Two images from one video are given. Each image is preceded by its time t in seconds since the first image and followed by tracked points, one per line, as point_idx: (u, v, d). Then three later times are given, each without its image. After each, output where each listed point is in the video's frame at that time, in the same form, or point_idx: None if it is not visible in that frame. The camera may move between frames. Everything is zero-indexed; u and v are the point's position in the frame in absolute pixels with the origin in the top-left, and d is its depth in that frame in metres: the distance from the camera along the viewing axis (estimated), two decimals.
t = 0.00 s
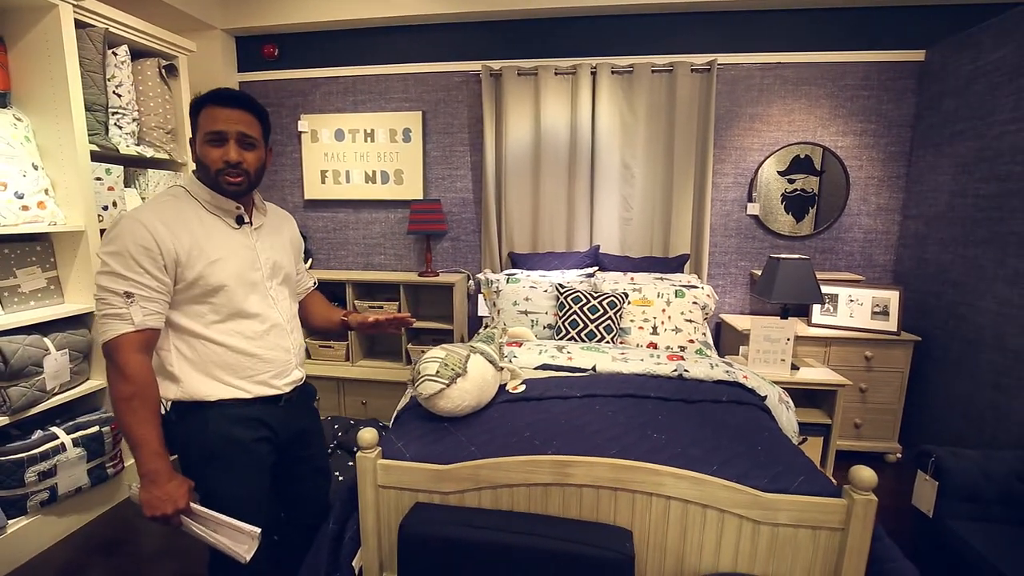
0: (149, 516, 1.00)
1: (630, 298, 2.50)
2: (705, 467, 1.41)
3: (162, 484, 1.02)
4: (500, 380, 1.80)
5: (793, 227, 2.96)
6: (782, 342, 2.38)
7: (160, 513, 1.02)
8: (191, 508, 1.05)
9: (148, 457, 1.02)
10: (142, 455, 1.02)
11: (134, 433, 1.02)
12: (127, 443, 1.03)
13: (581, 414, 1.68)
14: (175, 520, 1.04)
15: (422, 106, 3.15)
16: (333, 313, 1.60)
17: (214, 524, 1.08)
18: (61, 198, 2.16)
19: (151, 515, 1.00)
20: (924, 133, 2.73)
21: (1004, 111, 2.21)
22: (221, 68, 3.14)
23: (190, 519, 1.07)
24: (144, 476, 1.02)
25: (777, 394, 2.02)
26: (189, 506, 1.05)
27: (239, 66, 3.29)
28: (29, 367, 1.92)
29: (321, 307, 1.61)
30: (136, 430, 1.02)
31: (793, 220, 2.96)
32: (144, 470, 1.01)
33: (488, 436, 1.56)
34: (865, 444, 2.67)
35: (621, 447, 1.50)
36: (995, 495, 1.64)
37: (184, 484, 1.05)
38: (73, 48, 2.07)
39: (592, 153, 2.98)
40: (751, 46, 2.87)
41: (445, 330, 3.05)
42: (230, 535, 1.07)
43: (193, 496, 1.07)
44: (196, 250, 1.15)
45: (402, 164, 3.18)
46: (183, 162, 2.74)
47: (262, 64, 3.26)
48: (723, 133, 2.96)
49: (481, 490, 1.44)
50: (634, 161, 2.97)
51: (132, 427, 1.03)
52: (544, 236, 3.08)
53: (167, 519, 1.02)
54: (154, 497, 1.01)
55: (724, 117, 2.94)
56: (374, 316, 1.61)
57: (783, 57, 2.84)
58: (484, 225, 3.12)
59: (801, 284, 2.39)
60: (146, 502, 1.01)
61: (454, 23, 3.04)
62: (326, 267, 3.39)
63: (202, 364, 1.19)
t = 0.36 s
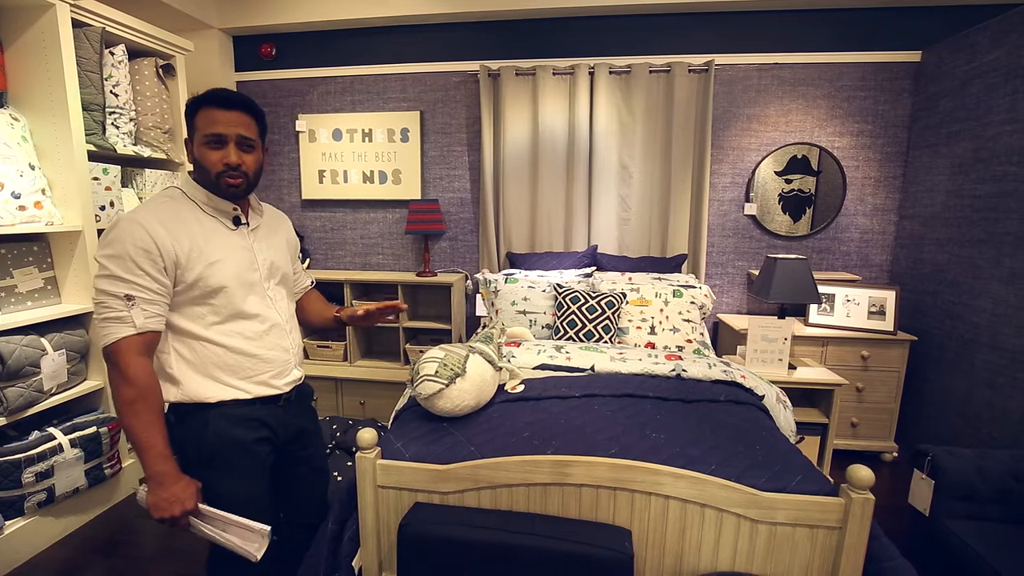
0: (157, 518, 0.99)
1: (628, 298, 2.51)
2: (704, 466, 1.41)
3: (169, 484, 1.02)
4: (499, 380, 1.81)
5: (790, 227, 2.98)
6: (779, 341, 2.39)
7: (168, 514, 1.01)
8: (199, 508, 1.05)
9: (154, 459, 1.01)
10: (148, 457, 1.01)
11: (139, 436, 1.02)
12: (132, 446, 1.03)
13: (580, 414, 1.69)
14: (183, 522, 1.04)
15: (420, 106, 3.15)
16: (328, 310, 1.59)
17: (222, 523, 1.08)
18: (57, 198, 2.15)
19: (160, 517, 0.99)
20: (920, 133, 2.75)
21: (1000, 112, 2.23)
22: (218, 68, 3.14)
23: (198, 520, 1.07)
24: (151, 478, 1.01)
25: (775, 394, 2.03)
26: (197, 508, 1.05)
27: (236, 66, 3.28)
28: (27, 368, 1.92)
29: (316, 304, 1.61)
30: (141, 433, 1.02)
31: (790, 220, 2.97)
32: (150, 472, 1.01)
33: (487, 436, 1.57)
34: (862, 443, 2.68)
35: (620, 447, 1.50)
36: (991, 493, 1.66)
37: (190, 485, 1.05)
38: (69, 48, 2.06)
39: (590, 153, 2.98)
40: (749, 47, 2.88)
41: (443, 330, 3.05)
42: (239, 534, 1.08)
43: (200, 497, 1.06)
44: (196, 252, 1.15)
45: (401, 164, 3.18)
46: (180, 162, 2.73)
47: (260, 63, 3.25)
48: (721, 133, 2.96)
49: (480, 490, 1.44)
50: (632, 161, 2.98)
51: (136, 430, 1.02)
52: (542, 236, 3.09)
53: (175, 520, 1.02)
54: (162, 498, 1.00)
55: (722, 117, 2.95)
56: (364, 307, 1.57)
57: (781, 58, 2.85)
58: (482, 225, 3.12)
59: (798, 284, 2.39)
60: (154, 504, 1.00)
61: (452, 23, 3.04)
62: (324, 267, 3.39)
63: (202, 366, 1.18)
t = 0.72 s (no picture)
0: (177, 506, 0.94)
1: (626, 299, 2.51)
2: (702, 468, 1.41)
3: (182, 472, 0.97)
4: (496, 382, 1.80)
5: (788, 228, 2.98)
6: (777, 342, 2.40)
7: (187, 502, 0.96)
8: (220, 491, 0.99)
9: (160, 450, 0.96)
10: (154, 450, 0.96)
11: (139, 433, 0.97)
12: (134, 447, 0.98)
13: (578, 416, 1.68)
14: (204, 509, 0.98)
15: (418, 106, 3.14)
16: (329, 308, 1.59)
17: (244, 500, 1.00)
18: (52, 199, 2.14)
19: (179, 504, 0.94)
20: (917, 135, 2.75)
21: (997, 114, 2.23)
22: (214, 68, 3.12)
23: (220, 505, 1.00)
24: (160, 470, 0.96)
25: (772, 395, 2.03)
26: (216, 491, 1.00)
27: (233, 66, 3.27)
28: (22, 369, 1.91)
29: (314, 304, 1.60)
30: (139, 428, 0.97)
31: (788, 221, 2.97)
32: (156, 464, 0.95)
33: (485, 438, 1.56)
34: (859, 444, 2.68)
35: (619, 449, 1.50)
36: (988, 494, 1.66)
37: (204, 469, 0.99)
38: (65, 47, 2.05)
39: (587, 153, 2.98)
40: (748, 49, 2.88)
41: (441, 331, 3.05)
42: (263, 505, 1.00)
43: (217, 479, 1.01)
44: (193, 255, 1.14)
45: (398, 164, 3.17)
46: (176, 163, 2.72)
47: (256, 64, 3.24)
48: (719, 134, 2.97)
49: (478, 493, 1.44)
50: (630, 162, 2.98)
51: (134, 428, 0.98)
52: (539, 237, 3.08)
53: (196, 507, 0.96)
54: (176, 486, 0.95)
55: (719, 118, 2.95)
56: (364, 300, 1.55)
57: (779, 59, 2.85)
58: (480, 225, 3.11)
59: (796, 285, 2.39)
60: (171, 494, 0.95)
61: (449, 23, 3.03)
62: (321, 268, 3.37)
63: (201, 369, 1.18)
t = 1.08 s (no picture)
0: (206, 483, 0.96)
1: (624, 301, 2.51)
2: (700, 471, 1.42)
3: (203, 450, 0.98)
4: (495, 384, 1.80)
5: (786, 230, 2.98)
6: (774, 343, 2.40)
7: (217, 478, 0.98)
8: (246, 462, 1.00)
9: (176, 434, 0.97)
10: (171, 437, 0.97)
11: (151, 424, 0.98)
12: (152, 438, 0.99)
13: (576, 418, 1.68)
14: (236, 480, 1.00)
15: (416, 107, 3.14)
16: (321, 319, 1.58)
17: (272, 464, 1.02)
18: (49, 200, 2.13)
19: (209, 481, 0.96)
20: (915, 136, 2.76)
21: (994, 116, 2.24)
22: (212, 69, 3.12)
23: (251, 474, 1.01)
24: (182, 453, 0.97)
25: (770, 397, 2.03)
26: (242, 462, 1.01)
27: (230, 66, 3.26)
28: (19, 371, 1.90)
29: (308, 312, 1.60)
30: (151, 419, 0.98)
31: (786, 222, 2.98)
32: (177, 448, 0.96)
33: (483, 440, 1.57)
34: (857, 445, 2.69)
35: (617, 451, 1.50)
36: (985, 495, 1.66)
37: (225, 443, 1.00)
38: (63, 48, 2.05)
39: (586, 154, 2.98)
40: (746, 50, 2.88)
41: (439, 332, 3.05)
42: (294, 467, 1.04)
43: (240, 451, 1.02)
44: (190, 259, 1.14)
45: (397, 165, 3.17)
46: (174, 163, 2.72)
47: (254, 64, 3.24)
48: (717, 135, 2.97)
49: (477, 496, 1.44)
50: (629, 163, 2.98)
51: (147, 420, 0.98)
52: (538, 238, 3.08)
53: (226, 479, 0.98)
54: (200, 465, 0.97)
55: (718, 119, 2.95)
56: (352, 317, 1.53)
57: (777, 61, 2.85)
58: (478, 226, 3.11)
59: (795, 286, 2.39)
60: (199, 473, 0.97)
61: (448, 24, 3.03)
62: (319, 268, 3.37)
63: (198, 372, 1.18)
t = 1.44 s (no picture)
0: (231, 469, 0.98)
1: (624, 302, 2.52)
2: (700, 471, 1.42)
3: (222, 438, 0.99)
4: (495, 385, 1.81)
5: (784, 231, 2.99)
6: (773, 344, 2.41)
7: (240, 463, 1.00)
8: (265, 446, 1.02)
9: (193, 425, 0.99)
10: (188, 428, 0.99)
11: (165, 417, 0.99)
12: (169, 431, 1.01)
13: (576, 419, 1.69)
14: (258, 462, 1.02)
15: (416, 108, 3.14)
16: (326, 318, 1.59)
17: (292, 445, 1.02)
18: (49, 201, 2.13)
19: (232, 467, 0.98)
20: (913, 138, 2.77)
21: (991, 118, 2.26)
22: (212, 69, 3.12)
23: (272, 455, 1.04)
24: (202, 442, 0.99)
25: (769, 398, 2.04)
26: (261, 445, 1.03)
27: (230, 67, 3.26)
28: (19, 372, 1.90)
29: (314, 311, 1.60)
30: (166, 413, 0.98)
31: (785, 223, 2.99)
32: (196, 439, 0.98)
33: (484, 442, 1.57)
34: (855, 446, 2.70)
35: (617, 452, 1.51)
36: (983, 496, 1.67)
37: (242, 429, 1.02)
38: (63, 49, 2.05)
39: (585, 155, 2.98)
40: (746, 52, 2.89)
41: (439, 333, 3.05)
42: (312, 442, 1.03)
43: (258, 435, 1.04)
44: (198, 259, 1.14)
45: (397, 166, 3.17)
46: (174, 164, 2.72)
47: (254, 65, 3.24)
48: (716, 136, 2.98)
49: (477, 497, 1.44)
50: (628, 164, 2.99)
51: (161, 414, 0.99)
52: (537, 240, 3.09)
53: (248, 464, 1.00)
54: (222, 452, 0.99)
55: (717, 121, 2.96)
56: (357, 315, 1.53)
57: (776, 62, 2.86)
58: (478, 227, 3.12)
59: (795, 288, 2.40)
60: (222, 459, 0.99)
61: (447, 25, 3.04)
62: (319, 269, 3.37)
63: (204, 373, 1.18)
